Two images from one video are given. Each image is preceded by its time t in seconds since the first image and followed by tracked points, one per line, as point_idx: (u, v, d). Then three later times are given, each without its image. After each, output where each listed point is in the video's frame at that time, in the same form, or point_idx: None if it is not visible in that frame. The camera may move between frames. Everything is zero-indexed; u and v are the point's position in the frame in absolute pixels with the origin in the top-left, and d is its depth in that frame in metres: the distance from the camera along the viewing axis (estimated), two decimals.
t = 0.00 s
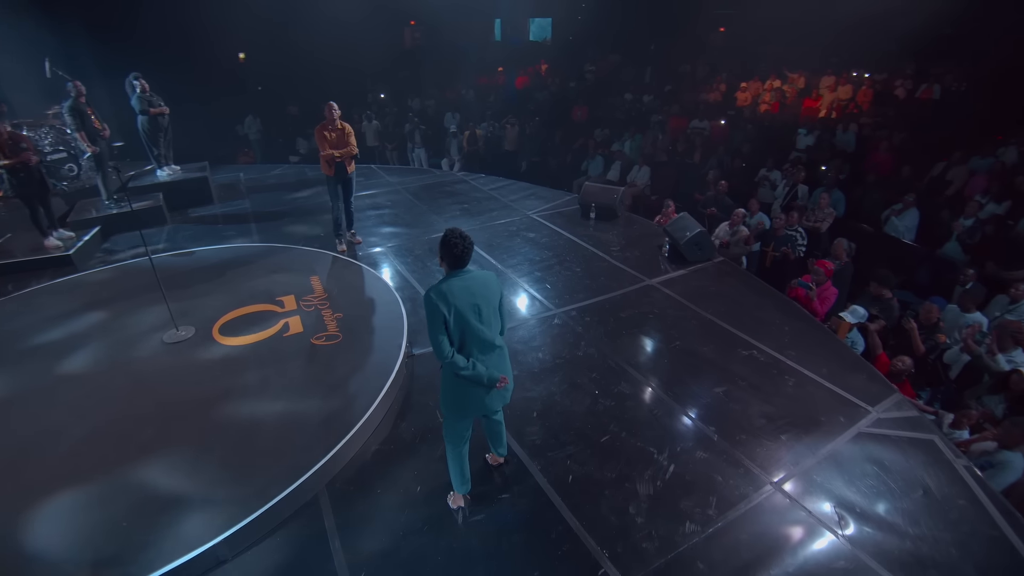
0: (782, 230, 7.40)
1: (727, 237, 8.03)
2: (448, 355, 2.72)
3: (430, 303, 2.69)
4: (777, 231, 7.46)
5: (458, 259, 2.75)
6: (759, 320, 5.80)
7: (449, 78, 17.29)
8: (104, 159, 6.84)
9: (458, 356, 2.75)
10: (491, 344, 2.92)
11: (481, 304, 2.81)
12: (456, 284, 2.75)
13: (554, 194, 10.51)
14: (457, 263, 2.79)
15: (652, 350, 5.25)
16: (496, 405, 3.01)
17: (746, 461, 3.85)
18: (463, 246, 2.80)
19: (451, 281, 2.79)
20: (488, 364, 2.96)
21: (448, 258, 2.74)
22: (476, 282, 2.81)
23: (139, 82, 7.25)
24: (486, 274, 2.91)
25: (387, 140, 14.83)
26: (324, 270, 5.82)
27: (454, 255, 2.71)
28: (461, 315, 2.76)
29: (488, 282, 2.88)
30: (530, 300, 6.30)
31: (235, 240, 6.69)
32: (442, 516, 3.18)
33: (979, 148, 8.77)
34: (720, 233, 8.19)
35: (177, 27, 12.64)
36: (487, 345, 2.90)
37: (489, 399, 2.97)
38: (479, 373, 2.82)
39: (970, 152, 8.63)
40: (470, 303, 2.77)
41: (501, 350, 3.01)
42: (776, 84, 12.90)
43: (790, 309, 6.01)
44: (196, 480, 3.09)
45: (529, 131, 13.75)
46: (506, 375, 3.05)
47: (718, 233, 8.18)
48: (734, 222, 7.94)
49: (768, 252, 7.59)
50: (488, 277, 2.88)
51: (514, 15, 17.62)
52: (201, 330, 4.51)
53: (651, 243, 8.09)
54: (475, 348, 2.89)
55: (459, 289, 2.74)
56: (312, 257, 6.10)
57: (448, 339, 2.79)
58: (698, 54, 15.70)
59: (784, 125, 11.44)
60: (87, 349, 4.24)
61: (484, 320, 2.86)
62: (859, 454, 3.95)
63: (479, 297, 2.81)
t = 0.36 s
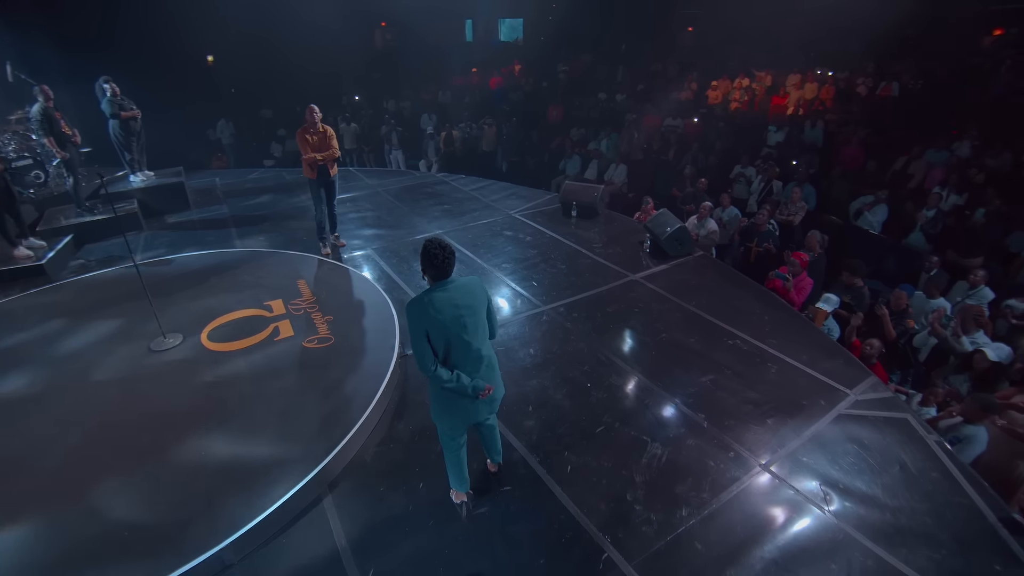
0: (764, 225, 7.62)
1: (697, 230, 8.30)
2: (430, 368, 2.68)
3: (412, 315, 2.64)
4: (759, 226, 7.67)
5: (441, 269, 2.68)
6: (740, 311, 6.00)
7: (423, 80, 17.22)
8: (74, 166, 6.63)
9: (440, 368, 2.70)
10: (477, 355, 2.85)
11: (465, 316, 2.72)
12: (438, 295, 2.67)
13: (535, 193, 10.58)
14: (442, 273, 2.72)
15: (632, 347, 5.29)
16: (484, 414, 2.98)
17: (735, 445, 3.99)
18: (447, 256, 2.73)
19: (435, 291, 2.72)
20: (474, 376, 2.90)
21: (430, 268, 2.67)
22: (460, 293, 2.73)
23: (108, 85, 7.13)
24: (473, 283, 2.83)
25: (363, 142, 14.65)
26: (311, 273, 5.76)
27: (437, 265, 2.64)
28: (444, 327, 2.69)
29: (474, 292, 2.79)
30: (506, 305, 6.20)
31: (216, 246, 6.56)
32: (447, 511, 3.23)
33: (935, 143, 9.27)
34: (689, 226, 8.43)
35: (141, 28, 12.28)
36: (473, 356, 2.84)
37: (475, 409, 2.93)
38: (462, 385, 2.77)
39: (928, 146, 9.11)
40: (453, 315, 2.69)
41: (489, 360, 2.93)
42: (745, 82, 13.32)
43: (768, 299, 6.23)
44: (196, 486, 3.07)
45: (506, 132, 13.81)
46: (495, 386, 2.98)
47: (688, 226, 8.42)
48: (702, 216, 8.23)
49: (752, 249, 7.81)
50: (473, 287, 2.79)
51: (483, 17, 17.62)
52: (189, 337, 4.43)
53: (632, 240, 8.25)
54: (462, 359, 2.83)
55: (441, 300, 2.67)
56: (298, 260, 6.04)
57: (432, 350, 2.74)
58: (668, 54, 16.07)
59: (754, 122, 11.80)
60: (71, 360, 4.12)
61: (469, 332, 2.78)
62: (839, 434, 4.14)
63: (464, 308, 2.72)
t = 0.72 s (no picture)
0: (747, 221, 7.87)
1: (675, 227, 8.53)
2: (429, 370, 2.64)
3: (412, 318, 2.58)
4: (742, 222, 7.92)
5: (445, 273, 2.59)
6: (725, 303, 6.18)
7: (402, 81, 17.18)
8: (51, 171, 6.47)
9: (440, 371, 2.64)
10: (477, 358, 2.79)
11: (466, 320, 2.65)
12: (440, 300, 2.60)
13: (519, 193, 10.64)
14: (447, 277, 2.64)
15: (614, 346, 5.31)
16: (483, 420, 2.92)
17: (725, 432, 4.14)
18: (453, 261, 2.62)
19: (437, 294, 2.65)
20: (473, 379, 2.84)
21: (433, 272, 2.59)
22: (462, 297, 2.65)
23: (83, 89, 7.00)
24: (475, 286, 2.76)
25: (344, 145, 14.52)
26: (301, 276, 5.74)
27: (440, 269, 2.56)
28: (445, 331, 2.63)
29: (477, 296, 2.72)
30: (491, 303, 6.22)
31: (201, 251, 6.47)
32: (451, 504, 3.29)
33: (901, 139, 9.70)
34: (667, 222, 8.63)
35: (111, 31, 11.92)
36: (474, 361, 2.78)
37: (472, 412, 2.87)
38: (461, 388, 2.72)
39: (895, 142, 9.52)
40: (455, 319, 2.63)
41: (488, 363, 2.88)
42: (720, 82, 13.69)
43: (751, 292, 6.44)
44: (199, 490, 3.08)
45: (487, 133, 13.86)
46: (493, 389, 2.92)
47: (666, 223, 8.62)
48: (679, 212, 8.45)
49: (736, 244, 8.05)
50: (476, 291, 2.72)
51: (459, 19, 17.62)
52: (181, 342, 4.39)
53: (617, 237, 8.39)
54: (462, 364, 2.76)
55: (443, 304, 2.60)
56: (286, 263, 6.01)
57: (432, 352, 2.67)
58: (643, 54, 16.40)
59: (730, 120, 12.11)
60: (59, 369, 4.04)
61: (470, 336, 2.71)
62: (823, 418, 4.32)
63: (466, 313, 2.65)
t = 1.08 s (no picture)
0: (726, 217, 8.15)
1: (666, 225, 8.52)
2: (436, 375, 2.66)
3: (426, 321, 2.64)
4: (722, 218, 8.19)
5: (463, 280, 2.65)
6: (713, 298, 6.34)
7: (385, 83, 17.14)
8: (32, 177, 6.36)
9: (444, 377, 2.65)
10: (484, 370, 2.78)
11: (478, 329, 2.67)
12: (454, 306, 2.64)
13: (506, 193, 10.69)
14: (465, 285, 2.69)
15: (599, 343, 5.36)
16: (488, 435, 2.87)
17: (717, 421, 4.28)
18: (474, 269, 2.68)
19: (453, 301, 2.70)
20: (479, 390, 2.82)
21: (453, 276, 2.65)
22: (477, 307, 2.67)
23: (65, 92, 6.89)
24: (492, 298, 2.77)
25: (329, 147, 14.42)
26: (294, 278, 5.74)
27: (459, 276, 2.62)
28: (456, 338, 2.65)
29: (493, 307, 2.73)
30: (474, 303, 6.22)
31: (190, 256, 6.41)
32: (456, 496, 3.38)
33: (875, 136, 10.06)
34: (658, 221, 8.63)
35: (85, 32, 11.51)
36: (482, 372, 2.77)
37: (474, 425, 2.83)
38: (466, 398, 2.71)
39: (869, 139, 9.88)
40: (466, 327, 2.64)
41: (498, 377, 2.84)
42: (700, 82, 14.01)
43: (737, 286, 6.62)
44: (205, 491, 3.10)
45: (473, 134, 13.89)
46: (500, 405, 2.87)
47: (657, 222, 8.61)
48: (670, 210, 8.49)
49: (716, 240, 8.31)
50: (492, 303, 2.73)
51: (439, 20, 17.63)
52: (177, 346, 4.37)
53: (605, 235, 8.52)
54: (471, 373, 2.76)
55: (457, 310, 2.63)
56: (279, 266, 6.00)
57: (441, 357, 2.71)
58: (624, 54, 16.67)
59: (711, 119, 12.37)
60: (53, 376, 3.99)
61: (480, 347, 2.71)
62: (809, 405, 4.49)
63: (477, 323, 2.66)
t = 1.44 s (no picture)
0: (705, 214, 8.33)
1: (660, 225, 8.82)
2: (443, 381, 2.68)
3: (436, 327, 2.65)
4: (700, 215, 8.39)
5: (478, 289, 2.64)
6: (701, 293, 6.50)
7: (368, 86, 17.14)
8: (13, 184, 6.24)
9: (451, 383, 2.66)
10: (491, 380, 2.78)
11: (488, 339, 2.67)
12: (465, 314, 2.65)
13: (493, 193, 10.73)
14: (480, 294, 2.68)
15: (588, 339, 5.47)
16: (488, 443, 2.89)
17: (708, 412, 4.41)
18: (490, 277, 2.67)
19: (467, 308, 2.70)
20: (485, 399, 2.82)
21: (468, 285, 2.66)
22: (488, 318, 2.67)
23: (44, 96, 6.73)
24: (504, 309, 2.76)
25: (314, 149, 14.30)
26: (287, 281, 5.75)
27: (473, 285, 2.61)
28: (464, 347, 2.66)
29: (504, 318, 2.73)
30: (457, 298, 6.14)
31: (179, 261, 6.35)
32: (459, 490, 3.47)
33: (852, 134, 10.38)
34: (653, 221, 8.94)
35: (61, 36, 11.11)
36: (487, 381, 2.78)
37: (477, 433, 2.84)
38: (470, 406, 2.72)
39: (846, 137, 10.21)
40: (475, 336, 2.65)
41: (505, 387, 2.85)
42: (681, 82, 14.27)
43: (723, 281, 6.79)
44: (210, 491, 3.14)
45: (458, 135, 13.92)
46: (505, 415, 2.88)
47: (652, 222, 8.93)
48: (665, 210, 8.77)
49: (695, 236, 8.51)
50: (503, 314, 2.72)
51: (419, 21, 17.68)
52: (173, 351, 4.36)
53: (594, 233, 8.62)
54: (476, 382, 2.77)
55: (467, 319, 2.64)
56: (271, 269, 5.99)
57: (448, 363, 2.72)
58: (606, 55, 16.91)
59: (693, 119, 12.61)
60: (46, 384, 3.95)
61: (488, 357, 2.72)
62: (796, 395, 4.65)
63: (486, 333, 2.66)
